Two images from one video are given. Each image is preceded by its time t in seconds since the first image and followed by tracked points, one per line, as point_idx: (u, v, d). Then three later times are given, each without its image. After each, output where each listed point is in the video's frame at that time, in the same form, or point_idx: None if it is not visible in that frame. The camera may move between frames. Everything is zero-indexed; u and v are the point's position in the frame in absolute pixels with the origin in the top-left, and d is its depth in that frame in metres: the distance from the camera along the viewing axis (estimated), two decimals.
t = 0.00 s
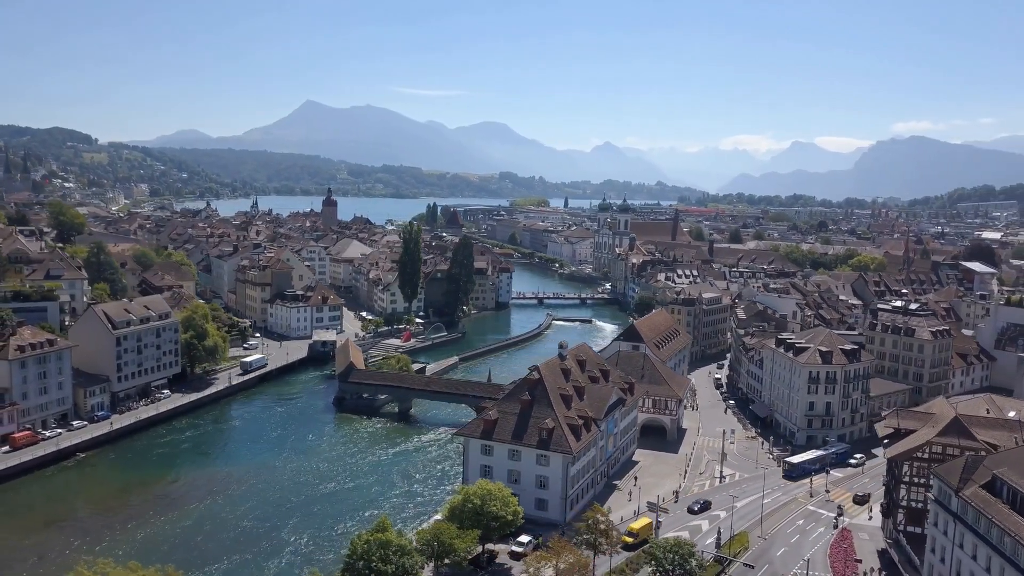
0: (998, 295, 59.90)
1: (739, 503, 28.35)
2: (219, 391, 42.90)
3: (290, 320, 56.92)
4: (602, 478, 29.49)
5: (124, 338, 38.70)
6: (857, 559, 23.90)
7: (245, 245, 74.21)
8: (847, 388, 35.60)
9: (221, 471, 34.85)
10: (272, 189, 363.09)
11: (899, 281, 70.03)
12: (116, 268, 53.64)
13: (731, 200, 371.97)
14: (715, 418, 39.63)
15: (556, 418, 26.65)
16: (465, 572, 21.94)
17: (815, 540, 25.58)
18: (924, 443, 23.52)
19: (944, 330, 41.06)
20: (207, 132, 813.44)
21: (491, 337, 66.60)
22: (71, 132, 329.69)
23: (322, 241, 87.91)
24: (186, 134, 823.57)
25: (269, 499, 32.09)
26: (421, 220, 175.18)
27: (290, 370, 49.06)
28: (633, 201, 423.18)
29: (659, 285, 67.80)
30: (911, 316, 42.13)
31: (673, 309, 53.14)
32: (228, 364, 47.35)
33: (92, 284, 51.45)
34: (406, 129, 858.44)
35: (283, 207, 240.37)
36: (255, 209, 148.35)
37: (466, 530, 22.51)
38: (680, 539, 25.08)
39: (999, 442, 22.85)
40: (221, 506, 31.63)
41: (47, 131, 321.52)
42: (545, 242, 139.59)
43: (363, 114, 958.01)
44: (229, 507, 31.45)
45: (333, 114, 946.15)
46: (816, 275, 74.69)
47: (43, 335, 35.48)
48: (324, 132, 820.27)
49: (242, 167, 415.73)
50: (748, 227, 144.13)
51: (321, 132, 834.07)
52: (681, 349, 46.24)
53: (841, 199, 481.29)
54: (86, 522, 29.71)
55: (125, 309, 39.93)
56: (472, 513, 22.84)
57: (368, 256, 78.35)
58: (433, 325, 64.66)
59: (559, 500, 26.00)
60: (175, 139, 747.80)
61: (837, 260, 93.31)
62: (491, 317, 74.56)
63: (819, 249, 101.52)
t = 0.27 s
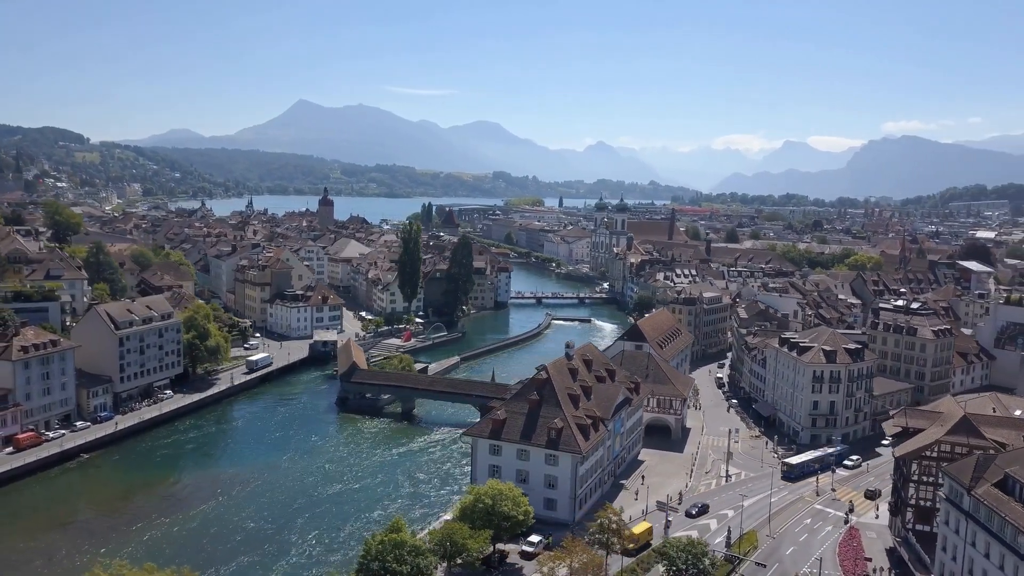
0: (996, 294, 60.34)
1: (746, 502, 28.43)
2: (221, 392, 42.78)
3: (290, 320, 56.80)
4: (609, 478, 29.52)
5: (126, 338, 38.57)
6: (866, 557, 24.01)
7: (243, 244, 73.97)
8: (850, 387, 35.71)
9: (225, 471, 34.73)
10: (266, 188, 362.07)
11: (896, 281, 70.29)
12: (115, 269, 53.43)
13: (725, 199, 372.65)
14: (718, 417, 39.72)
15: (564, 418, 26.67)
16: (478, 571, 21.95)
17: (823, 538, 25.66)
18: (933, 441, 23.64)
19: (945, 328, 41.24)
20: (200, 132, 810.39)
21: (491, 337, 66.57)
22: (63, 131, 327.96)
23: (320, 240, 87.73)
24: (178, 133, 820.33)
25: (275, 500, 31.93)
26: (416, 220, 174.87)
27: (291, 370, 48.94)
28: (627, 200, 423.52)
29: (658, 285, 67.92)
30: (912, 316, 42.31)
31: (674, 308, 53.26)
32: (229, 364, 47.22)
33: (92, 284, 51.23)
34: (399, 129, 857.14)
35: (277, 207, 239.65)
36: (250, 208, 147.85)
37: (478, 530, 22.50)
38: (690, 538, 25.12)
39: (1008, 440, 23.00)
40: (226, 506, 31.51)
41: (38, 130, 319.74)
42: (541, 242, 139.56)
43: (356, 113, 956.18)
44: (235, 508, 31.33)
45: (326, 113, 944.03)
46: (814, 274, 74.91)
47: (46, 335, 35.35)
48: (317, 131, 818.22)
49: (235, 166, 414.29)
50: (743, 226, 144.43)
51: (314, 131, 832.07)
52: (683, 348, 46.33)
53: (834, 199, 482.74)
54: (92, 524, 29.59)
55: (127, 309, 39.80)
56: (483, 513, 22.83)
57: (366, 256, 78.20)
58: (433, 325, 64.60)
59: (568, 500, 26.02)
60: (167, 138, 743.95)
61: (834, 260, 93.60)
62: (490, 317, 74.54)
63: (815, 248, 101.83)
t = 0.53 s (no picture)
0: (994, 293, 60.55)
1: (751, 502, 28.48)
2: (223, 392, 42.68)
3: (290, 319, 56.70)
4: (615, 477, 29.53)
5: (129, 339, 38.46)
6: (874, 556, 24.06)
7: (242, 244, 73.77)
8: (853, 386, 35.80)
9: (229, 472, 34.63)
10: (260, 188, 361.13)
11: (894, 280, 70.49)
12: (115, 269, 53.24)
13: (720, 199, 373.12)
14: (721, 416, 39.79)
15: (572, 418, 26.67)
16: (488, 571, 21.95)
17: (830, 537, 25.72)
18: (940, 441, 23.75)
19: (946, 328, 41.37)
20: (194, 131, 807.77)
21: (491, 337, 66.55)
22: (56, 131, 326.43)
23: (318, 240, 87.62)
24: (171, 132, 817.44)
25: (280, 502, 31.82)
26: (412, 220, 174.58)
27: (292, 370, 48.84)
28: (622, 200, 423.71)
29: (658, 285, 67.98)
30: (913, 315, 42.44)
31: (675, 308, 53.33)
32: (231, 365, 47.10)
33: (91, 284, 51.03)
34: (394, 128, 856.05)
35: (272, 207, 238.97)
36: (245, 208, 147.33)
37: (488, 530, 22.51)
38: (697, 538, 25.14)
39: (1015, 439, 23.13)
40: (231, 508, 31.40)
41: (31, 130, 318.20)
42: (538, 241, 139.56)
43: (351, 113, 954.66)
44: (240, 510, 31.22)
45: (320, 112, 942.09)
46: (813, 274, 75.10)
47: (48, 336, 35.25)
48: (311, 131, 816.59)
49: (229, 166, 413.04)
50: (740, 226, 144.67)
51: (308, 131, 830.31)
52: (685, 348, 46.39)
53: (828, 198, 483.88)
54: (97, 525, 29.47)
55: (129, 309, 39.70)
56: (493, 513, 22.83)
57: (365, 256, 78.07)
58: (433, 325, 64.54)
59: (576, 500, 26.04)
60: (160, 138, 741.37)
61: (831, 260, 93.85)
62: (490, 316, 74.51)
63: (812, 248, 102.04)
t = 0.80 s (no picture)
0: (992, 293, 60.80)
1: (759, 501, 28.53)
2: (225, 393, 42.59)
3: (291, 320, 56.59)
4: (622, 477, 29.54)
5: (132, 339, 38.35)
6: (883, 555, 24.13)
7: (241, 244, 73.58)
8: (857, 385, 35.92)
9: (234, 473, 34.53)
10: (254, 188, 360.25)
11: (893, 280, 70.73)
12: (115, 269, 53.04)
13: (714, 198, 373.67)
14: (724, 416, 39.86)
15: (581, 418, 26.66)
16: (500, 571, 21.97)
17: (838, 536, 25.80)
18: (950, 440, 23.83)
19: (948, 327, 41.54)
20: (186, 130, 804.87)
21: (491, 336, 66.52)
22: (49, 130, 324.92)
23: (316, 240, 87.49)
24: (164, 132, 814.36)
25: (286, 503, 31.71)
26: (408, 220, 174.37)
27: (293, 371, 48.74)
28: (617, 200, 423.99)
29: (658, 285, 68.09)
30: (915, 314, 42.60)
31: (677, 308, 53.44)
32: (232, 365, 46.97)
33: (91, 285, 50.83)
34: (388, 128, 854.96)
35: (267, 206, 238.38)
36: (241, 208, 146.96)
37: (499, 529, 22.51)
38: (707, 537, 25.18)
39: None
40: (238, 508, 31.30)
41: (24, 129, 316.62)
42: (536, 241, 139.66)
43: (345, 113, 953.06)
44: (246, 511, 31.11)
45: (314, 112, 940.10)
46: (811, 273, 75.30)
47: (51, 337, 35.12)
48: (305, 130, 814.92)
49: (223, 166, 411.84)
50: (736, 226, 144.91)
51: (302, 130, 828.48)
52: (687, 348, 46.44)
53: (821, 197, 485.20)
54: (103, 527, 29.31)
55: (132, 310, 39.61)
56: (504, 513, 22.85)
57: (364, 256, 77.95)
58: (433, 325, 64.50)
59: (585, 500, 26.06)
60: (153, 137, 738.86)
61: (828, 259, 94.17)
62: (489, 316, 74.52)
63: (809, 247, 102.31)
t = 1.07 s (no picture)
0: (991, 292, 61.04)
1: (766, 500, 28.59)
2: (228, 393, 42.49)
3: (292, 320, 56.49)
4: (630, 477, 29.58)
5: (135, 339, 38.25)
6: (892, 554, 24.21)
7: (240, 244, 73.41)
8: (861, 385, 36.04)
9: (239, 474, 34.44)
10: (249, 187, 359.27)
11: (892, 279, 70.95)
12: (115, 269, 52.88)
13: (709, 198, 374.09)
14: (728, 415, 39.95)
15: (589, 418, 26.68)
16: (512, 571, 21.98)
17: (847, 535, 25.86)
18: (959, 439, 23.92)
19: (950, 326, 41.69)
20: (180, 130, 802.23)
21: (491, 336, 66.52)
22: (42, 130, 323.37)
23: (315, 240, 87.34)
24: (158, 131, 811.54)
25: (293, 505, 31.63)
26: (404, 219, 174.14)
27: (295, 371, 48.67)
28: (612, 199, 424.26)
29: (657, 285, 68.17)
30: (917, 313, 42.75)
31: (678, 307, 53.53)
32: (234, 365, 46.89)
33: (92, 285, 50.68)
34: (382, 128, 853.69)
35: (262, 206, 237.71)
36: (237, 208, 146.55)
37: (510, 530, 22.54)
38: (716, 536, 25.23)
39: None
40: (245, 510, 31.21)
41: (16, 129, 315.04)
42: (533, 241, 139.68)
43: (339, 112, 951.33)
44: (253, 512, 31.02)
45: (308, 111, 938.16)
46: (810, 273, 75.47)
47: (55, 338, 35.04)
48: (299, 130, 813.21)
49: (217, 166, 410.58)
50: (733, 225, 145.15)
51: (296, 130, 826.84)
52: (690, 347, 46.52)
53: (815, 197, 486.40)
54: (109, 529, 29.22)
55: (135, 310, 39.50)
56: (515, 513, 22.90)
57: (363, 255, 77.84)
58: (434, 326, 64.50)
59: (594, 500, 26.08)
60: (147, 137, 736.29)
61: (826, 259, 94.41)
62: (488, 316, 74.53)
63: (807, 247, 102.55)
